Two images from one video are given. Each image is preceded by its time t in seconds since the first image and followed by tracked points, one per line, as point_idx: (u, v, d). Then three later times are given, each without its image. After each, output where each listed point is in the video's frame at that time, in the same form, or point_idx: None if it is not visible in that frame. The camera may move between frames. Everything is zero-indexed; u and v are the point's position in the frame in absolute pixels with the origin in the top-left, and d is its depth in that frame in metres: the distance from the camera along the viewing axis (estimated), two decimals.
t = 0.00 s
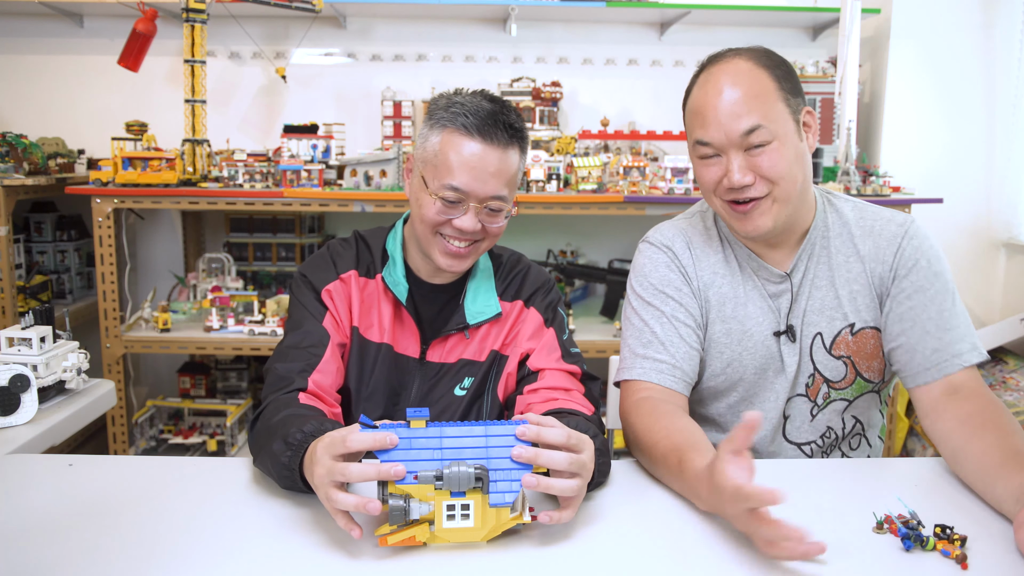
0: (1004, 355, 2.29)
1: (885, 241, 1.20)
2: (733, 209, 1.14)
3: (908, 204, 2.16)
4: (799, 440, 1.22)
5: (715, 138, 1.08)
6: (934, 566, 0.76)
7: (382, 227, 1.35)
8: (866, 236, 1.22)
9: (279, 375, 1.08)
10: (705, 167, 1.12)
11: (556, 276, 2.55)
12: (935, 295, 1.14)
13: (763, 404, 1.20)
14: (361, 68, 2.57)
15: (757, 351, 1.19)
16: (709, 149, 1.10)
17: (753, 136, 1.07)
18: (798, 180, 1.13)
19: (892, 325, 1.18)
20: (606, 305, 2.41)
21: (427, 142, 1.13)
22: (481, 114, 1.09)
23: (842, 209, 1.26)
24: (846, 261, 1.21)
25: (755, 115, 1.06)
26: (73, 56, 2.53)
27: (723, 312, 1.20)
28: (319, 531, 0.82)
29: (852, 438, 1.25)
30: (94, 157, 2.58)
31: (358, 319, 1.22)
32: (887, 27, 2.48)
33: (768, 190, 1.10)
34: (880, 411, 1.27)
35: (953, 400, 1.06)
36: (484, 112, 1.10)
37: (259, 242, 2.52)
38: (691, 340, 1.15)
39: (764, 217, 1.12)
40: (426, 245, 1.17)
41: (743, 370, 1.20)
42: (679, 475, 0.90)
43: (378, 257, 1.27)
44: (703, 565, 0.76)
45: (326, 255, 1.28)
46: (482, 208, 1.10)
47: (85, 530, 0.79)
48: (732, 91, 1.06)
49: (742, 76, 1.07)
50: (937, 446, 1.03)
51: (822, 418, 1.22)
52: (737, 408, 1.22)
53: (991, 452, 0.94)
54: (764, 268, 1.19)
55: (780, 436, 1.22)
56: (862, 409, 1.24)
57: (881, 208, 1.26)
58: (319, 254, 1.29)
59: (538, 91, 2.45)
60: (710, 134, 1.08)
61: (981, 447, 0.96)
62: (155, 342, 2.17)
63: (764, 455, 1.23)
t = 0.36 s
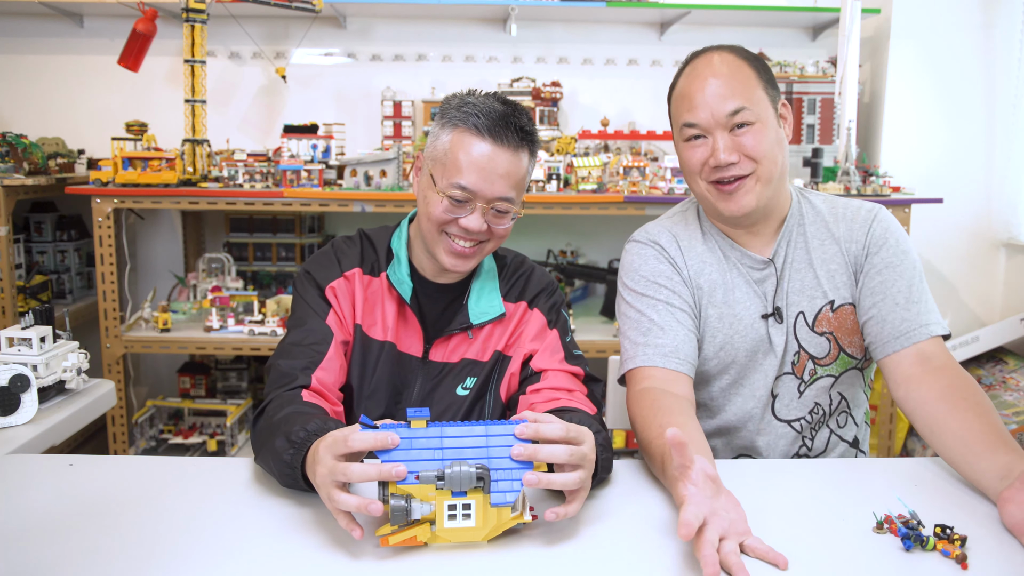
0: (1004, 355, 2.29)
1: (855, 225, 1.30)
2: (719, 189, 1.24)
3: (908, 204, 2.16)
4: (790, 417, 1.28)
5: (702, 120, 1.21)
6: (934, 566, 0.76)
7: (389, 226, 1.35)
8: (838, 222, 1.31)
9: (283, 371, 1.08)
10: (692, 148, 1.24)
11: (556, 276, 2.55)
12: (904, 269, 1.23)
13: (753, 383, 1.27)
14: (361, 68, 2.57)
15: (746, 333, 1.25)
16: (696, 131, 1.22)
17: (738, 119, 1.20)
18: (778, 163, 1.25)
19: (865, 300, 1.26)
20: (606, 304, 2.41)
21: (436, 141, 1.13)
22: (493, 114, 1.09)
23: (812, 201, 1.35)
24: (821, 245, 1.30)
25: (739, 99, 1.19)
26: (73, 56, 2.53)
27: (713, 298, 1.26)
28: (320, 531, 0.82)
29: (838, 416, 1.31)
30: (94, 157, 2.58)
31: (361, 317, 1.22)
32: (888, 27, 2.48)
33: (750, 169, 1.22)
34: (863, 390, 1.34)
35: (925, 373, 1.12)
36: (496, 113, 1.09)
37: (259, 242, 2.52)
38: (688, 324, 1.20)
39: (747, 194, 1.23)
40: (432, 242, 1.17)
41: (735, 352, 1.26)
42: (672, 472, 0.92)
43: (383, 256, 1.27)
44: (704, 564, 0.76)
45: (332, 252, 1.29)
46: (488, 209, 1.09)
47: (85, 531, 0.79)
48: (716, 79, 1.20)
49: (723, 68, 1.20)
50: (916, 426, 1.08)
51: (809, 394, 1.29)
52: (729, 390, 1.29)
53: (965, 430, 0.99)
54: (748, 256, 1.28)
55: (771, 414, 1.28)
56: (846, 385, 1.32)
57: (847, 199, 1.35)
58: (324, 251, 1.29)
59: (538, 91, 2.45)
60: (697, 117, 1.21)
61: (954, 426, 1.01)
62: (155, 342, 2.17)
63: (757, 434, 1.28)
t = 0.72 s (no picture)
0: (1004, 355, 2.29)
1: (840, 218, 1.37)
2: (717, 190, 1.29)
3: (908, 204, 2.15)
4: (788, 396, 1.31)
5: (700, 124, 1.26)
6: (934, 566, 0.76)
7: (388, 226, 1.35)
8: (824, 215, 1.38)
9: (283, 372, 1.08)
10: (690, 151, 1.29)
11: (556, 276, 2.56)
12: (886, 255, 1.30)
13: (746, 364, 1.32)
14: (361, 68, 2.57)
15: (737, 316, 1.31)
16: (695, 134, 1.27)
17: (734, 122, 1.25)
18: (771, 163, 1.30)
19: (853, 284, 1.32)
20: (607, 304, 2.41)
21: (434, 138, 1.13)
22: (490, 111, 1.09)
23: (798, 197, 1.42)
24: (808, 235, 1.37)
25: (734, 103, 1.24)
26: (73, 56, 2.53)
27: (704, 284, 1.33)
28: (320, 531, 0.82)
29: (833, 397, 1.34)
30: (94, 157, 2.58)
31: (360, 317, 1.22)
32: (888, 27, 2.48)
33: (746, 170, 1.27)
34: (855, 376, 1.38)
35: (908, 354, 1.19)
36: (494, 110, 1.09)
37: (259, 242, 2.52)
38: (679, 308, 1.27)
39: (744, 193, 1.28)
40: (429, 239, 1.17)
41: (727, 334, 1.31)
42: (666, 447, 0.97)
43: (382, 256, 1.27)
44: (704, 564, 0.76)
45: (331, 252, 1.29)
46: (486, 206, 1.09)
47: (85, 531, 0.79)
48: (712, 84, 1.25)
49: (718, 72, 1.25)
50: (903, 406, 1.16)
51: (805, 374, 1.32)
52: (723, 372, 1.33)
53: (945, 410, 1.07)
54: (737, 246, 1.34)
55: (768, 392, 1.31)
56: (839, 367, 1.35)
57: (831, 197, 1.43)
58: (323, 252, 1.29)
59: (538, 91, 2.45)
60: (696, 120, 1.26)
61: (935, 407, 1.08)
62: (155, 342, 2.17)
63: (754, 413, 1.31)
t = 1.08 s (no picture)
0: (1004, 355, 2.29)
1: (838, 217, 1.37)
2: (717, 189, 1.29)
3: (908, 204, 2.15)
4: (784, 382, 1.31)
5: (703, 122, 1.27)
6: (934, 566, 0.76)
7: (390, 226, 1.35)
8: (822, 214, 1.38)
9: (277, 375, 1.08)
10: (692, 148, 1.29)
11: (556, 276, 2.56)
12: (884, 255, 1.31)
13: (741, 356, 1.32)
14: (361, 68, 2.57)
15: (732, 308, 1.31)
16: (698, 132, 1.28)
17: (736, 121, 1.26)
18: (771, 165, 1.30)
19: (851, 281, 1.32)
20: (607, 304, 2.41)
21: (445, 141, 1.13)
22: (499, 114, 1.09)
23: (796, 198, 1.43)
24: (806, 232, 1.37)
25: (737, 103, 1.25)
26: (74, 56, 2.53)
27: (699, 277, 1.33)
28: (320, 530, 0.82)
29: (830, 388, 1.33)
30: (94, 157, 2.58)
31: (362, 318, 1.22)
32: (887, 26, 2.48)
33: (747, 170, 1.27)
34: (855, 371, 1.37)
35: (903, 353, 1.20)
36: (506, 117, 1.09)
37: (259, 242, 2.52)
38: (673, 300, 1.29)
39: (744, 193, 1.28)
40: (434, 242, 1.16)
41: (722, 326, 1.31)
42: (668, 431, 1.01)
43: (384, 257, 1.27)
44: (704, 564, 0.76)
45: (332, 252, 1.29)
46: (493, 212, 1.10)
47: (85, 531, 0.79)
48: (715, 85, 1.25)
49: (720, 72, 1.26)
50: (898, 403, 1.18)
51: (802, 364, 1.31)
52: (718, 364, 1.33)
53: (938, 406, 1.09)
54: (733, 242, 1.35)
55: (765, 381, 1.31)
56: (836, 361, 1.35)
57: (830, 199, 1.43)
58: (324, 251, 1.29)
59: (538, 91, 2.45)
60: (698, 118, 1.27)
61: (928, 404, 1.11)
62: (155, 342, 2.17)
63: (749, 403, 1.31)
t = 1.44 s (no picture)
0: (1004, 355, 2.29)
1: (833, 218, 1.37)
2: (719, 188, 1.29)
3: (908, 204, 2.15)
4: (780, 378, 1.31)
5: (703, 123, 1.27)
6: (934, 566, 0.76)
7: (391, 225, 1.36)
8: (817, 215, 1.38)
9: (270, 381, 1.07)
10: (694, 150, 1.29)
11: (556, 276, 2.56)
12: (877, 258, 1.32)
13: (734, 357, 1.31)
14: (361, 68, 2.57)
15: (723, 308, 1.31)
16: (698, 133, 1.28)
17: (739, 122, 1.26)
18: (771, 165, 1.31)
19: (848, 281, 1.33)
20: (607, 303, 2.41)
21: (446, 136, 1.13)
22: (501, 111, 1.09)
23: (790, 198, 1.43)
24: (801, 232, 1.37)
25: (738, 104, 1.26)
26: (73, 56, 2.53)
27: (691, 278, 1.34)
28: (319, 529, 0.82)
29: (828, 384, 1.33)
30: (94, 157, 2.58)
31: (361, 318, 1.23)
32: (887, 27, 2.48)
33: (749, 170, 1.27)
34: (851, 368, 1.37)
35: (894, 356, 1.24)
36: (506, 111, 1.09)
37: (259, 242, 2.52)
38: (662, 304, 1.30)
39: (745, 194, 1.28)
40: (435, 238, 1.16)
41: (715, 328, 1.31)
42: (667, 428, 1.01)
43: (385, 256, 1.28)
44: (705, 563, 0.76)
45: (332, 251, 1.29)
46: (493, 205, 1.09)
47: (85, 531, 0.79)
48: (716, 85, 1.26)
49: (720, 73, 1.26)
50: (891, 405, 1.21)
51: (799, 361, 1.31)
52: (710, 364, 1.33)
53: (926, 402, 1.12)
54: (727, 241, 1.35)
55: (761, 377, 1.31)
56: (835, 360, 1.35)
57: (825, 200, 1.43)
58: (325, 251, 1.30)
59: (538, 91, 2.45)
60: (699, 118, 1.27)
61: (916, 401, 1.14)
62: (155, 342, 2.17)
63: (745, 399, 1.31)
